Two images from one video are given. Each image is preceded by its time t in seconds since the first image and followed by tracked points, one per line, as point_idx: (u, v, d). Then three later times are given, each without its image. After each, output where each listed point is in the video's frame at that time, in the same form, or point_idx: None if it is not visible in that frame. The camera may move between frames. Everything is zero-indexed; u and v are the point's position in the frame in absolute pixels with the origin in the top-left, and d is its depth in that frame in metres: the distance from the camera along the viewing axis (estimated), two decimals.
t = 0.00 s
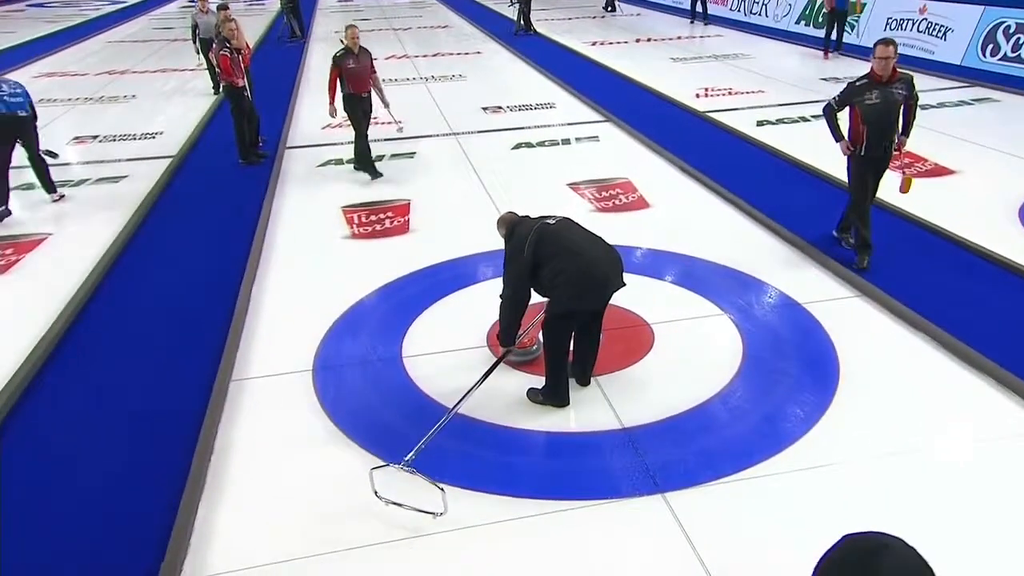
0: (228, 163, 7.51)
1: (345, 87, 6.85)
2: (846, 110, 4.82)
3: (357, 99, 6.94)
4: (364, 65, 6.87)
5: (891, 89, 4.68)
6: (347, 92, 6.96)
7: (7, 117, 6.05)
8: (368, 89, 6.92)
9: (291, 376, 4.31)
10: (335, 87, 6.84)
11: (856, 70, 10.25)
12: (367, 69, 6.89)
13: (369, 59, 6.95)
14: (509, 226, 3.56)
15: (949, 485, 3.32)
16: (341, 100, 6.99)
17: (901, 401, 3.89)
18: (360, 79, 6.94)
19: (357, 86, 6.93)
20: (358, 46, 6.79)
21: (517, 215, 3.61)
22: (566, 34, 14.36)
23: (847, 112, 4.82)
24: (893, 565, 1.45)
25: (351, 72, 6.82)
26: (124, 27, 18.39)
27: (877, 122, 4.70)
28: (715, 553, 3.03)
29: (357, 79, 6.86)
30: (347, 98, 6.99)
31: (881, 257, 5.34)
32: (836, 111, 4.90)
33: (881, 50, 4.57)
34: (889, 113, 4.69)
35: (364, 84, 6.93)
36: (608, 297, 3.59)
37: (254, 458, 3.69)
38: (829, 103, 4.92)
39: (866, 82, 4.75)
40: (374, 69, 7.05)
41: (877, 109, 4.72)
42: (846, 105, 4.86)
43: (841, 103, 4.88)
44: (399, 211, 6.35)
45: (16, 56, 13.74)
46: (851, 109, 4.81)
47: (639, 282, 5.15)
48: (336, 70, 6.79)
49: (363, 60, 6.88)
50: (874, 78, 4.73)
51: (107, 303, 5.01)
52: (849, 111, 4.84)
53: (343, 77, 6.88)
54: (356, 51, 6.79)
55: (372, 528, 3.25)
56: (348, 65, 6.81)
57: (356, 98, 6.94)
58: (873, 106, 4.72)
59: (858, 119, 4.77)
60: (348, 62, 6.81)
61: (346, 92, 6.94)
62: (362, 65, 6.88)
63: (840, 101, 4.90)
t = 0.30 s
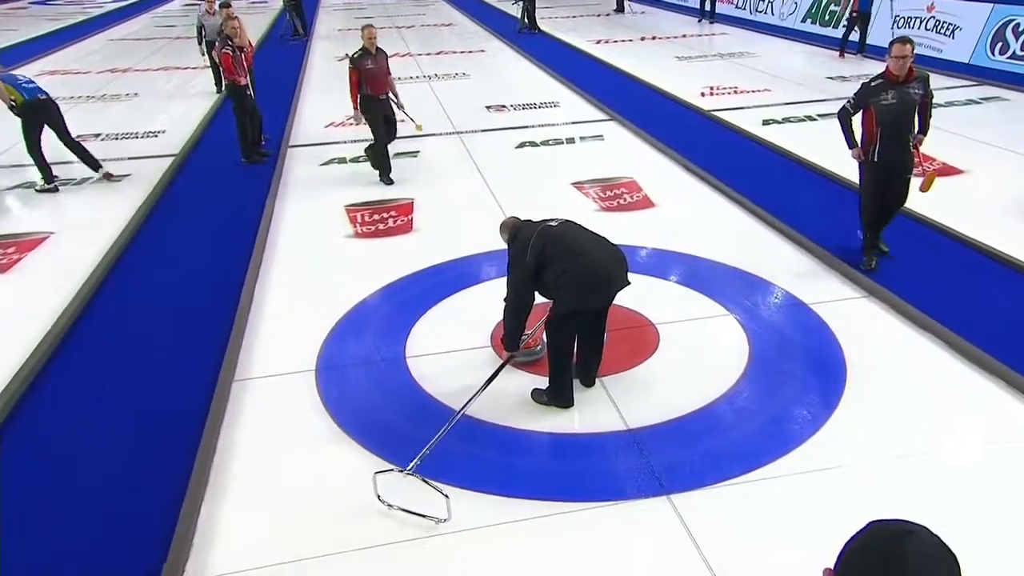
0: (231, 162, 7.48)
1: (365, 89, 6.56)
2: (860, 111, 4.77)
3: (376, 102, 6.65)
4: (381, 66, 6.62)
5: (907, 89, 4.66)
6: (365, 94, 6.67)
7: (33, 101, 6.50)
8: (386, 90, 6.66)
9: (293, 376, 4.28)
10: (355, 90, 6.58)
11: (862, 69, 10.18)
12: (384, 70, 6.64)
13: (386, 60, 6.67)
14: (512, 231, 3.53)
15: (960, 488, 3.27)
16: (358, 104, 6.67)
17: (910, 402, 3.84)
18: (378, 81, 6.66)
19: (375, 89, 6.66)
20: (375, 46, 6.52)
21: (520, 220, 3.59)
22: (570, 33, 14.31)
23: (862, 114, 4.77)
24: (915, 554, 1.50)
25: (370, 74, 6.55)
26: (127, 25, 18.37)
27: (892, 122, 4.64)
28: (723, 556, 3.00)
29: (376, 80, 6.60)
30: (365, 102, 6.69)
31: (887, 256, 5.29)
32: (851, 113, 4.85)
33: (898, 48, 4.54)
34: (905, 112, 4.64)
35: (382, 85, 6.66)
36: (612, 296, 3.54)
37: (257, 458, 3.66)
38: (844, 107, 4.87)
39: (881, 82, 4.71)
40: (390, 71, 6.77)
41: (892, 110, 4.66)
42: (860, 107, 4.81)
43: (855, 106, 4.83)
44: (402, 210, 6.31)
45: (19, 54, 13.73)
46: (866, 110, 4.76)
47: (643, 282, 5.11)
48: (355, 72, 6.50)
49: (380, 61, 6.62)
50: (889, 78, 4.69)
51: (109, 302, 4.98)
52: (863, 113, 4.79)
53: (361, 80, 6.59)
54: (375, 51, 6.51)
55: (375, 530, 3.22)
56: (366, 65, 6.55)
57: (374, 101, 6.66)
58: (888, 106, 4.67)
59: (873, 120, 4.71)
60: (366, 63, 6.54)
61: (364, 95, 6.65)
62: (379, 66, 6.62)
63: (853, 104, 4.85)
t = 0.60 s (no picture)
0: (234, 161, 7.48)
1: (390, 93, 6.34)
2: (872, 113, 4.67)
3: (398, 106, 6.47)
4: (402, 68, 6.41)
5: (921, 92, 4.53)
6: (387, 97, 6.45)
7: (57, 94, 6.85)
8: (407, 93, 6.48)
9: (296, 376, 4.26)
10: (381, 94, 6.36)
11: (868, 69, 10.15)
12: (404, 72, 6.43)
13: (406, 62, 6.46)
14: (516, 234, 3.53)
15: (967, 490, 3.24)
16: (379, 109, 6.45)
17: (916, 402, 3.82)
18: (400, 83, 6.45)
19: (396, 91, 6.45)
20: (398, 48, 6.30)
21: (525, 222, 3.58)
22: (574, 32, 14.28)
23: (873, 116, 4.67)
24: (914, 541, 1.47)
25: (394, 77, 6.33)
26: (130, 23, 18.37)
27: (903, 124, 4.53)
28: (728, 557, 2.97)
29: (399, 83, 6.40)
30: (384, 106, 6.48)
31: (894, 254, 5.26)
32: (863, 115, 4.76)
33: (913, 50, 4.44)
34: (918, 116, 4.53)
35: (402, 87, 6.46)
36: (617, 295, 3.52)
37: (259, 458, 3.65)
38: (856, 107, 4.83)
39: (894, 85, 4.60)
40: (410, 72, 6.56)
41: (904, 113, 4.56)
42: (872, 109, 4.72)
43: (867, 108, 4.74)
44: (406, 210, 6.29)
45: (23, 53, 13.74)
46: (877, 112, 4.66)
47: (648, 282, 5.08)
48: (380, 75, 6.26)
49: (401, 62, 6.41)
50: (902, 80, 4.58)
51: (111, 301, 4.98)
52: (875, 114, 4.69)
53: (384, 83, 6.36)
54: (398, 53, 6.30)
55: (378, 530, 3.20)
56: (389, 68, 6.32)
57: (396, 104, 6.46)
58: (900, 109, 4.56)
59: (885, 122, 4.60)
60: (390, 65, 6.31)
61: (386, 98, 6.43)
62: (400, 68, 6.40)
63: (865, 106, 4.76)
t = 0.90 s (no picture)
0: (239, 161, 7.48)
1: (415, 94, 6.15)
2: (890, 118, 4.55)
3: (425, 108, 6.26)
4: (430, 70, 6.24)
5: (942, 96, 4.37)
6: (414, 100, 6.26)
7: (70, 82, 7.13)
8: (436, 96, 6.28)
9: (301, 375, 4.26)
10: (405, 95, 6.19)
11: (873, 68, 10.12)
12: (433, 74, 6.26)
13: (436, 64, 6.29)
14: (519, 236, 3.53)
15: (974, 491, 3.23)
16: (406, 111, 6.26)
17: (921, 403, 3.80)
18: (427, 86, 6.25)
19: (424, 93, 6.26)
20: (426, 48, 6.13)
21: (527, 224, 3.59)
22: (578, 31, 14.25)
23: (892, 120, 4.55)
24: (905, 533, 1.47)
25: (421, 77, 6.15)
26: (135, 23, 18.40)
27: (922, 130, 4.40)
28: (732, 558, 2.97)
29: (426, 84, 6.20)
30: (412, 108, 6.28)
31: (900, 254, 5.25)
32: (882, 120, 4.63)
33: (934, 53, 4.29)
34: (938, 120, 4.37)
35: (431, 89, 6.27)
36: (622, 295, 3.50)
37: (264, 458, 3.65)
38: (876, 112, 4.70)
39: (914, 88, 4.45)
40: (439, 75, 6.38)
41: (924, 118, 4.42)
42: (893, 113, 4.58)
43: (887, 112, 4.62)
44: (410, 209, 6.29)
45: (27, 53, 13.76)
46: (897, 117, 4.54)
47: (652, 282, 5.07)
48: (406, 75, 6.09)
49: (430, 64, 6.24)
50: (923, 84, 4.43)
51: (115, 301, 4.99)
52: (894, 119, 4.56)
53: (410, 84, 6.18)
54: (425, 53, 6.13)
55: (382, 530, 3.20)
56: (417, 68, 6.14)
57: (423, 107, 6.26)
58: (920, 114, 4.42)
59: (904, 127, 4.47)
60: (416, 65, 6.14)
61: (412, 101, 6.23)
62: (429, 70, 6.23)
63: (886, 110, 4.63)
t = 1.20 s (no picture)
0: (245, 160, 7.49)
1: (438, 96, 6.09)
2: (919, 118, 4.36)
3: (448, 110, 6.19)
4: (457, 71, 6.14)
5: (975, 97, 4.16)
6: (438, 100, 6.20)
7: (98, 74, 7.71)
8: (462, 97, 6.16)
9: (308, 374, 4.26)
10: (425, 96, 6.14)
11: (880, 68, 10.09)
12: (460, 75, 6.14)
13: (463, 66, 6.18)
14: (524, 235, 3.53)
15: (982, 493, 3.21)
16: (431, 111, 6.23)
17: (930, 403, 3.78)
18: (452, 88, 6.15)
19: (450, 94, 6.16)
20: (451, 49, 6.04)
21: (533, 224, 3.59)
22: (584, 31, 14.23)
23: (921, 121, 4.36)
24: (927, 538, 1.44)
25: (445, 79, 6.05)
26: (143, 22, 18.49)
27: (952, 132, 4.21)
28: (737, 559, 2.96)
29: (450, 86, 6.12)
30: (437, 108, 6.23)
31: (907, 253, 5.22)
32: (910, 121, 4.45)
33: (964, 52, 4.09)
34: (969, 122, 4.18)
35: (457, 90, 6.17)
36: (629, 295, 3.49)
37: (270, 457, 3.65)
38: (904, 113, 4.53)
39: (944, 88, 4.27)
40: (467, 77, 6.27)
41: (953, 119, 4.22)
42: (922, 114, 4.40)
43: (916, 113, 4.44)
44: (416, 208, 6.29)
45: (36, 52, 13.84)
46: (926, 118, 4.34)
47: (659, 282, 5.06)
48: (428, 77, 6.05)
49: (457, 65, 6.13)
50: (954, 84, 4.24)
51: (120, 300, 4.99)
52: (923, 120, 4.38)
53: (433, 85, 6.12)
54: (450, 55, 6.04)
55: (387, 530, 3.20)
56: (440, 70, 6.07)
57: (447, 107, 6.19)
58: (949, 115, 4.23)
59: (932, 128, 4.29)
60: (440, 67, 6.06)
61: (437, 102, 6.19)
62: (456, 70, 6.12)
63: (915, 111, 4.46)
